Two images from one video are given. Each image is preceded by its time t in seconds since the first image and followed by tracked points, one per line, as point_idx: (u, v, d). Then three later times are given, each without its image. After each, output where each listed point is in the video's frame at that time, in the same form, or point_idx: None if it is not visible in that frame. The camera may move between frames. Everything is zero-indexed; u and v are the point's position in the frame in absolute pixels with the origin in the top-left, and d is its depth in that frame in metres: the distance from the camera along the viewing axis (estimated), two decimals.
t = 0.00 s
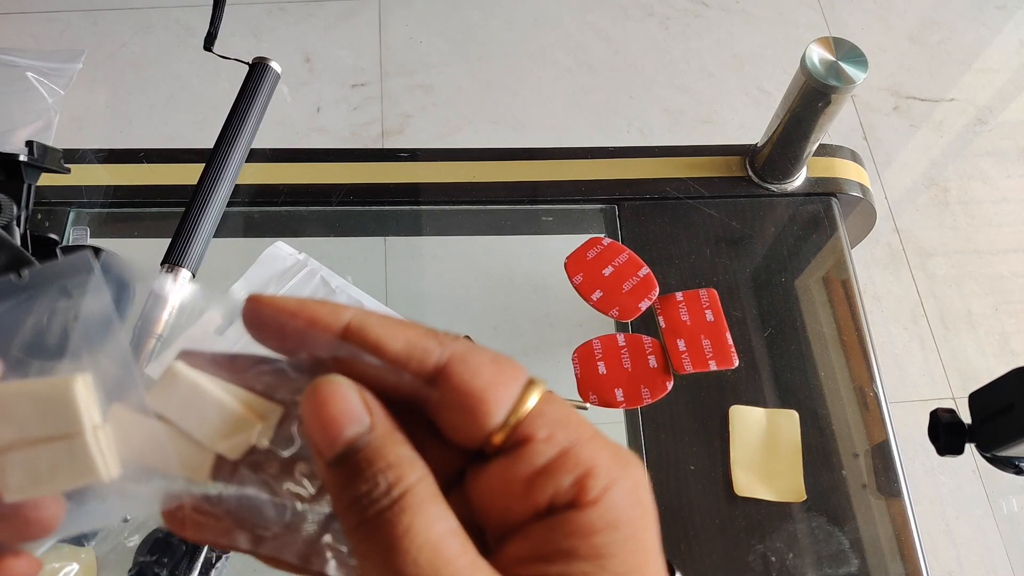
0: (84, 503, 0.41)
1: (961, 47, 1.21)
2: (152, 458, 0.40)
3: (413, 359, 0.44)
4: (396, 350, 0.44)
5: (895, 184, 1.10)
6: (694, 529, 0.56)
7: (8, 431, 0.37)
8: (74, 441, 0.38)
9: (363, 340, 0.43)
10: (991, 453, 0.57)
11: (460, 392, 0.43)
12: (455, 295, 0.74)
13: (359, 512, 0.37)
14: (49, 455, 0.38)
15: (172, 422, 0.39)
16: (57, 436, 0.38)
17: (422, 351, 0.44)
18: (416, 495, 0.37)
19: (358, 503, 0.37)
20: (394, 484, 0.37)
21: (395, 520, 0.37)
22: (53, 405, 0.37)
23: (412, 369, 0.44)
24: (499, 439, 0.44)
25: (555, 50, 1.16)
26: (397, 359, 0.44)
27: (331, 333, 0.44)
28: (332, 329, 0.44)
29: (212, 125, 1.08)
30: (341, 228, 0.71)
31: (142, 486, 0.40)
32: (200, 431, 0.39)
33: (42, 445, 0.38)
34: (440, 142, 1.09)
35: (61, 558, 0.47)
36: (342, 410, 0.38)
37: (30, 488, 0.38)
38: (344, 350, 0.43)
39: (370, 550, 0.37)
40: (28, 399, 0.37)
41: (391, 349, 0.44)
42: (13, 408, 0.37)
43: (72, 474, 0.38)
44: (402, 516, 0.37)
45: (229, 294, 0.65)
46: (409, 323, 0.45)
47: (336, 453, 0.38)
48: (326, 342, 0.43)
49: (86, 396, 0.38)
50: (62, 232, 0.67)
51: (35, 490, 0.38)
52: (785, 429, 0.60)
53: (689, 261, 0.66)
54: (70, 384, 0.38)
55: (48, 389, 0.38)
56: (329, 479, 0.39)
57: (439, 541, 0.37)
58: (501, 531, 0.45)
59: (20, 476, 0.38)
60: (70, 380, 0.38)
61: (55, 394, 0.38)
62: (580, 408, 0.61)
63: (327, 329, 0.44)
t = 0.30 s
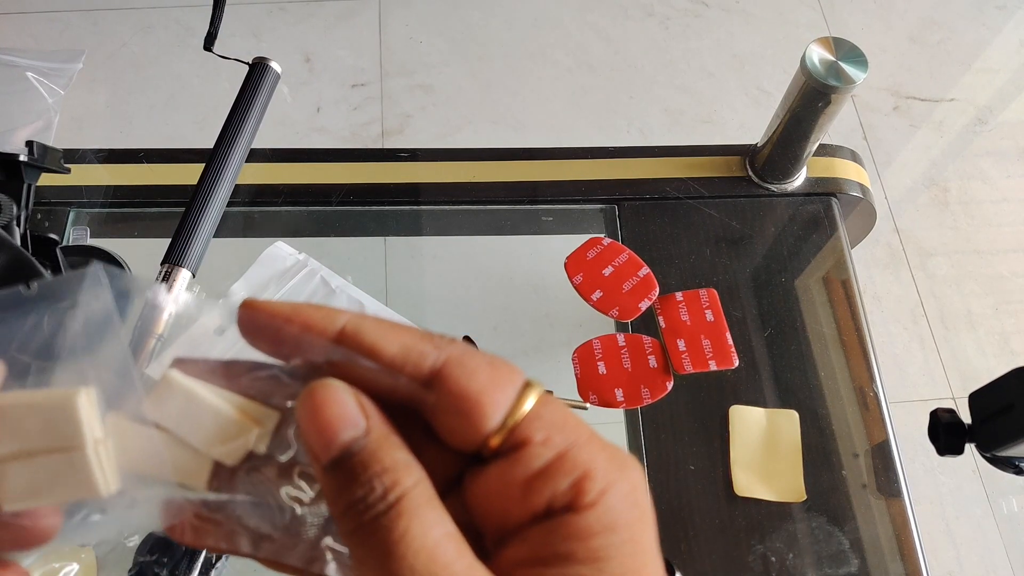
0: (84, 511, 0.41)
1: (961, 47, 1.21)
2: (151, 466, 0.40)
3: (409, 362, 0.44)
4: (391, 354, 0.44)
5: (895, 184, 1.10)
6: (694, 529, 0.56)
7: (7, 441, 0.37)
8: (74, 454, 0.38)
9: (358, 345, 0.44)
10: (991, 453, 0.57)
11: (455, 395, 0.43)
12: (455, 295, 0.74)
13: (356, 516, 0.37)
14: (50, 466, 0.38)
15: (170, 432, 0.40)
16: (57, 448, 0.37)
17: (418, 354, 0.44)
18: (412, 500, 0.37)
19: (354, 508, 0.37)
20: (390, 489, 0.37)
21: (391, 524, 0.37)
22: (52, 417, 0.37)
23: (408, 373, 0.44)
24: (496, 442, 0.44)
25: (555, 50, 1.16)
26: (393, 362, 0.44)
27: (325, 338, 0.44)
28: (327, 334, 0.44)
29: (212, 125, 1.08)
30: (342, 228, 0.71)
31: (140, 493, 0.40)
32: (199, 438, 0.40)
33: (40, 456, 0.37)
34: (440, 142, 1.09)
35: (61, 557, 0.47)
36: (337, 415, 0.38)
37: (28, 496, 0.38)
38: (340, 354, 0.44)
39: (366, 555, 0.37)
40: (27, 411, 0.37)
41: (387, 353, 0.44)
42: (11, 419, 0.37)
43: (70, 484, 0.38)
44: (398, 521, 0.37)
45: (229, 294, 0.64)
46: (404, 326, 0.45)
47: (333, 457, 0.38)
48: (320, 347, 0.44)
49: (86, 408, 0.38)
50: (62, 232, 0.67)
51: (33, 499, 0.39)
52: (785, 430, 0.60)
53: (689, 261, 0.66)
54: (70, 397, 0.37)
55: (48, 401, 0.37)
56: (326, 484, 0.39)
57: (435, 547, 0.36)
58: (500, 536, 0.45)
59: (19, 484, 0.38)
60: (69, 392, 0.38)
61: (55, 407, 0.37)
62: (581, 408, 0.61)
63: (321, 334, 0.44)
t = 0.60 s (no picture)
0: (82, 479, 0.44)
1: (961, 47, 1.21)
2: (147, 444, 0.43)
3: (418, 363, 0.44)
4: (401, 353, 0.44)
5: (895, 184, 1.10)
6: (694, 530, 0.56)
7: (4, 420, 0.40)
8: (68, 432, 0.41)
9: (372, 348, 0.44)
10: (991, 453, 0.57)
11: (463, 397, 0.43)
12: (455, 295, 0.74)
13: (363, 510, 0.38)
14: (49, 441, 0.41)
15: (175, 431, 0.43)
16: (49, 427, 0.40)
17: (427, 358, 0.44)
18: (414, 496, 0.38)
19: (360, 499, 0.38)
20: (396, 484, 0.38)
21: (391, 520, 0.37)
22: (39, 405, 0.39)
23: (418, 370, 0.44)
24: (504, 440, 0.44)
25: (555, 50, 1.16)
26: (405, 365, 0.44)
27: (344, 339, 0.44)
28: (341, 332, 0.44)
29: (212, 125, 1.08)
30: (342, 228, 0.72)
31: (132, 469, 0.44)
32: (210, 436, 0.42)
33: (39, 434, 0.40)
34: (440, 142, 1.09)
35: (60, 558, 0.50)
36: (348, 412, 0.40)
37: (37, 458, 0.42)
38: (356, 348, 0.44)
39: (368, 549, 0.38)
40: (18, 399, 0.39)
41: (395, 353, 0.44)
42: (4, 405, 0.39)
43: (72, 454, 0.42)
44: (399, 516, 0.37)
45: (229, 295, 0.65)
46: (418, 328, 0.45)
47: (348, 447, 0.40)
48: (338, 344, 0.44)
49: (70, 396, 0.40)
50: (62, 232, 0.67)
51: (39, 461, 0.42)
52: (785, 430, 0.60)
53: (689, 261, 0.66)
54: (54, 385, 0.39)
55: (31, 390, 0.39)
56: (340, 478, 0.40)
57: (435, 542, 0.36)
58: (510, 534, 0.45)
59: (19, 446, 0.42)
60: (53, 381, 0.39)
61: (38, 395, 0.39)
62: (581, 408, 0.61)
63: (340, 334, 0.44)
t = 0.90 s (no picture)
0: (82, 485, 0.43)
1: (961, 47, 1.21)
2: (153, 446, 0.45)
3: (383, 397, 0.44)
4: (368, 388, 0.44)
5: (895, 184, 1.10)
6: (693, 530, 0.56)
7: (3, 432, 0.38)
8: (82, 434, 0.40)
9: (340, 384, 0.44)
10: (992, 453, 0.57)
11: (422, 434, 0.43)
12: (455, 295, 0.74)
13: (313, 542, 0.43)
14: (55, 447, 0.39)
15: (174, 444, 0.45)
16: (60, 433, 0.39)
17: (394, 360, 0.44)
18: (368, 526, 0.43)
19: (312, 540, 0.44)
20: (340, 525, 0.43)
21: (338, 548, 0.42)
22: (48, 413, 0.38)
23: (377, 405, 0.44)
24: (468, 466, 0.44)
25: (555, 50, 1.16)
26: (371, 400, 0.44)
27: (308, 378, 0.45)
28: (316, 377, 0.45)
29: (212, 125, 1.08)
30: (342, 228, 0.71)
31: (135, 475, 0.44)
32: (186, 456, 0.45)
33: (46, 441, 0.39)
34: (440, 142, 1.09)
35: (60, 558, 0.50)
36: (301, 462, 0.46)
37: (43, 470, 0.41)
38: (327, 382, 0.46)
39: None
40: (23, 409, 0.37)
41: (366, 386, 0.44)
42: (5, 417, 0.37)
43: (82, 457, 0.41)
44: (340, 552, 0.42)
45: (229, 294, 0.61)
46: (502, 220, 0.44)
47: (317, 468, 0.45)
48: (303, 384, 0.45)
49: (79, 400, 0.38)
50: (62, 232, 0.67)
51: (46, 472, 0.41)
52: (785, 430, 0.60)
53: (689, 262, 0.66)
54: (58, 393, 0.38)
55: (38, 398, 0.37)
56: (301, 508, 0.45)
57: None
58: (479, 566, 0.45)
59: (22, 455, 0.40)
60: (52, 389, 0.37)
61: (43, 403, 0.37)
62: (580, 407, 0.61)
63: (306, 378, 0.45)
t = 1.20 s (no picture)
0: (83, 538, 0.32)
1: (960, 47, 1.21)
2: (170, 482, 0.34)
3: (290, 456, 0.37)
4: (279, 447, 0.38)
5: (895, 184, 1.10)
6: (693, 530, 0.56)
7: (36, 461, 0.31)
8: (119, 477, 0.31)
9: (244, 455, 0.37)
10: (991, 453, 0.57)
11: (334, 489, 0.35)
12: (455, 295, 0.74)
13: None
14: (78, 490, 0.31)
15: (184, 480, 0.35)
16: (98, 467, 0.31)
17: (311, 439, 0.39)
18: None
19: None
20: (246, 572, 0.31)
21: None
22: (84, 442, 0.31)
23: (286, 467, 0.37)
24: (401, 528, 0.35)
25: (555, 50, 1.16)
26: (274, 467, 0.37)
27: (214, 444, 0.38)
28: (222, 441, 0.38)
29: (212, 125, 1.08)
30: (342, 228, 0.71)
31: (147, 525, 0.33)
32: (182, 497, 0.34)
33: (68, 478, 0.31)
34: (440, 142, 1.09)
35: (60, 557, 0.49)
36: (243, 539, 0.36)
37: (47, 516, 0.31)
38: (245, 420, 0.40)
39: None
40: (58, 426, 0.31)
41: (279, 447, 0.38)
42: (24, 432, 0.31)
43: (111, 499, 0.32)
44: None
45: (229, 294, 0.61)
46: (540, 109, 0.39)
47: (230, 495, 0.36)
48: (213, 444, 0.38)
49: (129, 446, 0.32)
50: (62, 232, 0.67)
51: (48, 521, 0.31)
52: (785, 431, 0.60)
53: (689, 262, 0.66)
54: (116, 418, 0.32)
55: (87, 424, 0.31)
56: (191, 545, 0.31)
57: None
58: None
59: (47, 499, 0.31)
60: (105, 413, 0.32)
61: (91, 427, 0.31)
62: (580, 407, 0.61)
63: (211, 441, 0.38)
